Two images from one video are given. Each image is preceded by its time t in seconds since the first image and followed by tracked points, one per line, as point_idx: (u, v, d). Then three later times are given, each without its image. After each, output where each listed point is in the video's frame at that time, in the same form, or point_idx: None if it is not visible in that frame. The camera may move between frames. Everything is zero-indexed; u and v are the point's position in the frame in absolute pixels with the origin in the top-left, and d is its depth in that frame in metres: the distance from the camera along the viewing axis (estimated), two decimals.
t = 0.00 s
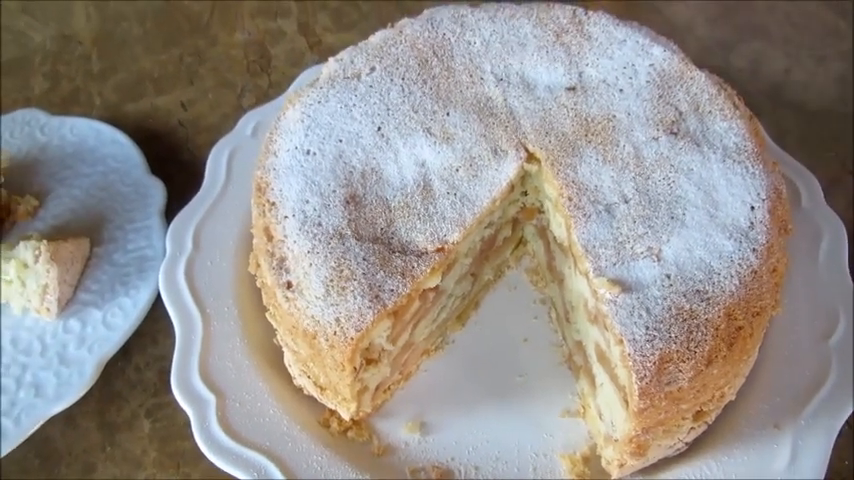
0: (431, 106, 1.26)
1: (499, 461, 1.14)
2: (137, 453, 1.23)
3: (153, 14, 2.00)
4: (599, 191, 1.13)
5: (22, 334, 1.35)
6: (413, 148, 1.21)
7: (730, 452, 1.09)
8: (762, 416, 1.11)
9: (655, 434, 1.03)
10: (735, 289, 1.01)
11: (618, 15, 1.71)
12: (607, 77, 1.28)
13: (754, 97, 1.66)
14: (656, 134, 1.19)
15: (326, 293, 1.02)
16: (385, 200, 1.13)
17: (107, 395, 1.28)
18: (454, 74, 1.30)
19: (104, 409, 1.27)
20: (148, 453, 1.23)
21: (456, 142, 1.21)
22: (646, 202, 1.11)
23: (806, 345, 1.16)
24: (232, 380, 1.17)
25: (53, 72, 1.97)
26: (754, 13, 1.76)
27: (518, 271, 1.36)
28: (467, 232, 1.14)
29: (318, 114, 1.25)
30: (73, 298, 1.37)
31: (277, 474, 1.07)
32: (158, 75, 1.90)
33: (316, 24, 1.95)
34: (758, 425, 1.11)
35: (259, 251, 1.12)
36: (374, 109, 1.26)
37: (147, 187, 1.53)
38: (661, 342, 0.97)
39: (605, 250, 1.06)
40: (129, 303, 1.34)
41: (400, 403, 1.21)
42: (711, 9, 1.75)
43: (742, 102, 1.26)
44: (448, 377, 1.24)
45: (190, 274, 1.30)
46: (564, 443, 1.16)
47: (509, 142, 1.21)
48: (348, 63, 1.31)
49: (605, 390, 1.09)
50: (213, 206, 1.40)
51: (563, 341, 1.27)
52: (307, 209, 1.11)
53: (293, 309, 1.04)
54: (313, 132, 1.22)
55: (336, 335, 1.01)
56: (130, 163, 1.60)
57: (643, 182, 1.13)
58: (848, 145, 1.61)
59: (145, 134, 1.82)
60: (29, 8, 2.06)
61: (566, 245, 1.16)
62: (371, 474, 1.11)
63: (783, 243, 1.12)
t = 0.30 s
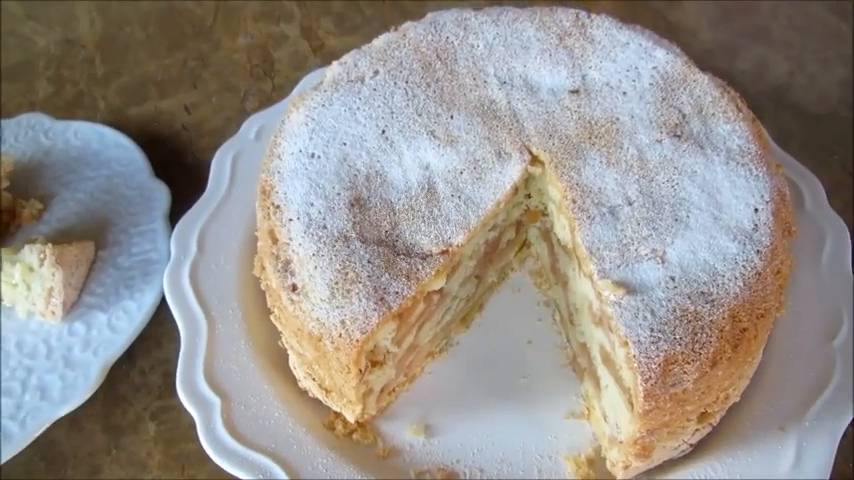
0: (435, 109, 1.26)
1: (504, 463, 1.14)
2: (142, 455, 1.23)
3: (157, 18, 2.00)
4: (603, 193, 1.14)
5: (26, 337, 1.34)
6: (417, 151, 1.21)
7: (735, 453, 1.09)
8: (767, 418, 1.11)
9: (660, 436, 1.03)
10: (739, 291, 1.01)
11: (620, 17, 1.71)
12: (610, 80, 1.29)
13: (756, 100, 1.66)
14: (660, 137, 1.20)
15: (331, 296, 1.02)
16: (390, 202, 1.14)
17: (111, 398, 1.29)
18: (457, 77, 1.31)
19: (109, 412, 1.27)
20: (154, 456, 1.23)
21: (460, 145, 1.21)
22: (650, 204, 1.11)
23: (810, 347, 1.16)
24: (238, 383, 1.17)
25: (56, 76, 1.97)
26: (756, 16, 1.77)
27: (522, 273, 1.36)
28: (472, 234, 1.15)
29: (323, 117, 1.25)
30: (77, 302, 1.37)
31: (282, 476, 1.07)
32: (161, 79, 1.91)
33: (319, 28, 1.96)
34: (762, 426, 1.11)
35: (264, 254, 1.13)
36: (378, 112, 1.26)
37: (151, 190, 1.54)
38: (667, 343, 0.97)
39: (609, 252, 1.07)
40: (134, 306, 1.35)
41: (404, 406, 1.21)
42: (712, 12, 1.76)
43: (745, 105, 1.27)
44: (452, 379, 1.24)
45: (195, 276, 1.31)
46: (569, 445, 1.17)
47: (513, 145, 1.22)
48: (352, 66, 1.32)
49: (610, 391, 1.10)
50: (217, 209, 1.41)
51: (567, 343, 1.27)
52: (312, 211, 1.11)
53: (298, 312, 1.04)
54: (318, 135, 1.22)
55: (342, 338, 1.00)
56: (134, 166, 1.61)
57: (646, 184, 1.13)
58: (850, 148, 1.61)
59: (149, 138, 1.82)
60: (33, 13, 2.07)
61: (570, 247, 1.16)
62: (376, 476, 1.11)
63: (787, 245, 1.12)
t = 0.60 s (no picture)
0: (453, 107, 1.25)
1: (523, 465, 1.13)
2: (156, 454, 1.22)
3: (168, 16, 1.99)
4: (625, 192, 1.12)
5: (39, 334, 1.33)
6: (436, 148, 1.20)
7: (759, 457, 1.08)
8: (790, 421, 1.10)
9: (684, 439, 1.01)
10: (765, 291, 1.00)
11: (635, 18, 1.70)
12: (630, 78, 1.28)
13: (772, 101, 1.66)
14: (681, 136, 1.18)
15: (352, 294, 1.01)
16: (409, 200, 1.13)
17: (124, 396, 1.27)
18: (475, 74, 1.30)
19: (123, 411, 1.25)
20: (168, 455, 1.21)
21: (480, 143, 1.20)
22: (672, 203, 1.10)
23: (833, 349, 1.15)
24: (254, 381, 1.16)
25: (67, 73, 1.96)
26: (771, 17, 1.76)
27: (539, 274, 1.35)
28: (492, 232, 1.13)
29: (340, 114, 1.24)
30: (90, 299, 1.35)
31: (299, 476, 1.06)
32: (173, 77, 1.90)
33: (331, 27, 1.95)
34: (786, 430, 1.10)
35: (282, 251, 1.12)
36: (396, 109, 1.25)
37: (164, 187, 1.53)
38: (693, 344, 0.96)
39: (632, 252, 1.05)
40: (148, 303, 1.33)
41: (422, 406, 1.20)
42: (727, 14, 1.75)
43: (766, 105, 1.25)
44: (470, 379, 1.23)
45: (210, 274, 1.30)
46: (589, 447, 1.15)
47: (533, 143, 1.20)
48: (369, 63, 1.31)
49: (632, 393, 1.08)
50: (231, 207, 1.40)
51: (586, 343, 1.26)
52: (331, 208, 1.10)
53: (317, 310, 1.03)
54: (335, 132, 1.21)
55: (363, 336, 0.99)
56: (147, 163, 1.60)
57: (668, 183, 1.12)
58: None
59: (161, 135, 1.81)
60: (43, 10, 2.06)
61: (592, 247, 1.15)
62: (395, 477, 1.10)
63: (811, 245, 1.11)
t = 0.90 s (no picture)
0: (484, 94, 1.21)
1: (552, 465, 1.09)
2: (171, 446, 1.18)
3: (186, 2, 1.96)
4: (664, 185, 1.08)
5: (52, 319, 1.29)
6: (466, 136, 1.16)
7: (798, 464, 1.04)
8: (831, 429, 1.06)
9: (723, 442, 0.97)
10: (813, 290, 0.96)
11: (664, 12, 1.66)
12: (667, 70, 1.24)
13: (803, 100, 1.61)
14: (721, 129, 1.14)
15: (382, 282, 0.97)
16: (439, 188, 1.09)
17: (138, 385, 1.24)
18: (507, 62, 1.26)
19: (137, 400, 1.22)
20: (183, 447, 1.18)
21: (512, 132, 1.17)
22: (713, 197, 1.06)
23: None
24: (274, 372, 1.12)
25: (82, 58, 1.92)
26: (803, 15, 1.72)
27: (567, 269, 1.31)
28: (526, 224, 1.09)
29: (367, 99, 1.20)
30: (104, 285, 1.31)
31: (321, 470, 1.02)
32: (190, 63, 1.86)
33: (351, 16, 1.91)
34: (827, 437, 1.06)
35: (308, 238, 1.08)
36: (425, 95, 1.21)
37: (181, 173, 1.49)
38: (739, 343, 0.92)
39: (672, 246, 1.01)
40: (164, 291, 1.29)
41: (446, 401, 1.16)
42: (758, 10, 1.71)
43: (807, 99, 1.21)
44: (496, 375, 1.19)
45: (229, 261, 1.26)
46: (620, 448, 1.11)
47: (567, 133, 1.17)
48: (397, 48, 1.27)
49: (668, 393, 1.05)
50: (252, 193, 1.37)
51: (616, 342, 1.23)
52: (359, 194, 1.06)
53: (344, 299, 0.99)
54: (363, 117, 1.17)
55: (393, 326, 0.95)
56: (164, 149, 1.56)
57: (709, 177, 1.08)
58: None
59: (178, 121, 1.77)
60: None
61: (629, 242, 1.12)
62: (420, 475, 1.06)
63: None
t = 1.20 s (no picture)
0: (528, 79, 1.17)
1: (592, 466, 1.05)
2: (193, 434, 1.13)
3: None
4: (718, 176, 1.03)
5: (72, 300, 1.23)
6: (509, 121, 1.11)
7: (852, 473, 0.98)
8: None
9: (778, 447, 0.92)
10: None
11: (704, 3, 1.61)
12: (718, 58, 1.19)
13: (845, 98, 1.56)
14: (777, 120, 1.09)
15: (424, 270, 0.93)
16: (482, 174, 1.05)
17: (160, 371, 1.20)
18: (550, 47, 1.21)
19: (158, 386, 1.18)
20: (206, 436, 1.13)
21: (557, 118, 1.12)
22: (770, 190, 1.01)
23: None
24: (304, 361, 1.08)
25: (102, 36, 1.87)
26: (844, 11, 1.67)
27: (605, 263, 1.26)
28: (572, 213, 1.05)
29: (406, 80, 1.15)
30: (126, 267, 1.27)
31: (354, 464, 0.97)
32: (214, 44, 1.82)
33: (379, 2, 1.86)
34: None
35: (344, 222, 1.03)
36: (466, 78, 1.16)
37: (206, 154, 1.45)
38: (803, 342, 0.88)
39: (729, 240, 0.97)
40: (188, 274, 1.25)
41: (481, 396, 1.11)
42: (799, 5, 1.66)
43: None
44: (533, 371, 1.14)
45: (256, 246, 1.22)
46: (663, 450, 1.07)
47: (615, 121, 1.12)
48: (435, 30, 1.22)
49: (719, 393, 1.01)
50: (280, 176, 1.33)
51: (657, 339, 1.18)
52: (399, 178, 1.02)
53: (383, 286, 0.95)
54: (402, 99, 1.12)
55: (436, 316, 0.90)
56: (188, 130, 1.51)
57: (765, 170, 1.03)
58: None
59: (202, 103, 1.72)
60: None
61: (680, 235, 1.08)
62: (456, 473, 1.02)
63: None
